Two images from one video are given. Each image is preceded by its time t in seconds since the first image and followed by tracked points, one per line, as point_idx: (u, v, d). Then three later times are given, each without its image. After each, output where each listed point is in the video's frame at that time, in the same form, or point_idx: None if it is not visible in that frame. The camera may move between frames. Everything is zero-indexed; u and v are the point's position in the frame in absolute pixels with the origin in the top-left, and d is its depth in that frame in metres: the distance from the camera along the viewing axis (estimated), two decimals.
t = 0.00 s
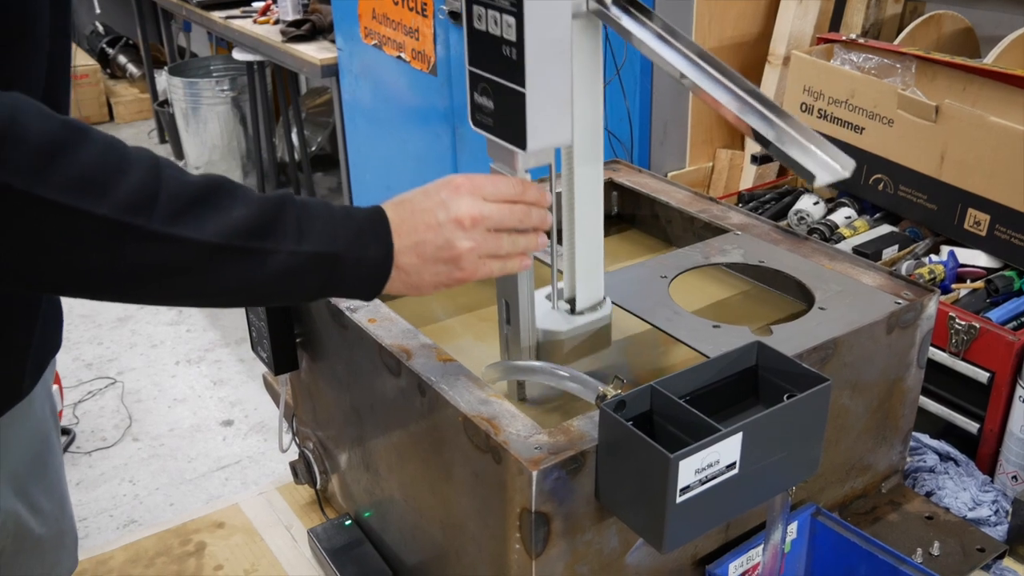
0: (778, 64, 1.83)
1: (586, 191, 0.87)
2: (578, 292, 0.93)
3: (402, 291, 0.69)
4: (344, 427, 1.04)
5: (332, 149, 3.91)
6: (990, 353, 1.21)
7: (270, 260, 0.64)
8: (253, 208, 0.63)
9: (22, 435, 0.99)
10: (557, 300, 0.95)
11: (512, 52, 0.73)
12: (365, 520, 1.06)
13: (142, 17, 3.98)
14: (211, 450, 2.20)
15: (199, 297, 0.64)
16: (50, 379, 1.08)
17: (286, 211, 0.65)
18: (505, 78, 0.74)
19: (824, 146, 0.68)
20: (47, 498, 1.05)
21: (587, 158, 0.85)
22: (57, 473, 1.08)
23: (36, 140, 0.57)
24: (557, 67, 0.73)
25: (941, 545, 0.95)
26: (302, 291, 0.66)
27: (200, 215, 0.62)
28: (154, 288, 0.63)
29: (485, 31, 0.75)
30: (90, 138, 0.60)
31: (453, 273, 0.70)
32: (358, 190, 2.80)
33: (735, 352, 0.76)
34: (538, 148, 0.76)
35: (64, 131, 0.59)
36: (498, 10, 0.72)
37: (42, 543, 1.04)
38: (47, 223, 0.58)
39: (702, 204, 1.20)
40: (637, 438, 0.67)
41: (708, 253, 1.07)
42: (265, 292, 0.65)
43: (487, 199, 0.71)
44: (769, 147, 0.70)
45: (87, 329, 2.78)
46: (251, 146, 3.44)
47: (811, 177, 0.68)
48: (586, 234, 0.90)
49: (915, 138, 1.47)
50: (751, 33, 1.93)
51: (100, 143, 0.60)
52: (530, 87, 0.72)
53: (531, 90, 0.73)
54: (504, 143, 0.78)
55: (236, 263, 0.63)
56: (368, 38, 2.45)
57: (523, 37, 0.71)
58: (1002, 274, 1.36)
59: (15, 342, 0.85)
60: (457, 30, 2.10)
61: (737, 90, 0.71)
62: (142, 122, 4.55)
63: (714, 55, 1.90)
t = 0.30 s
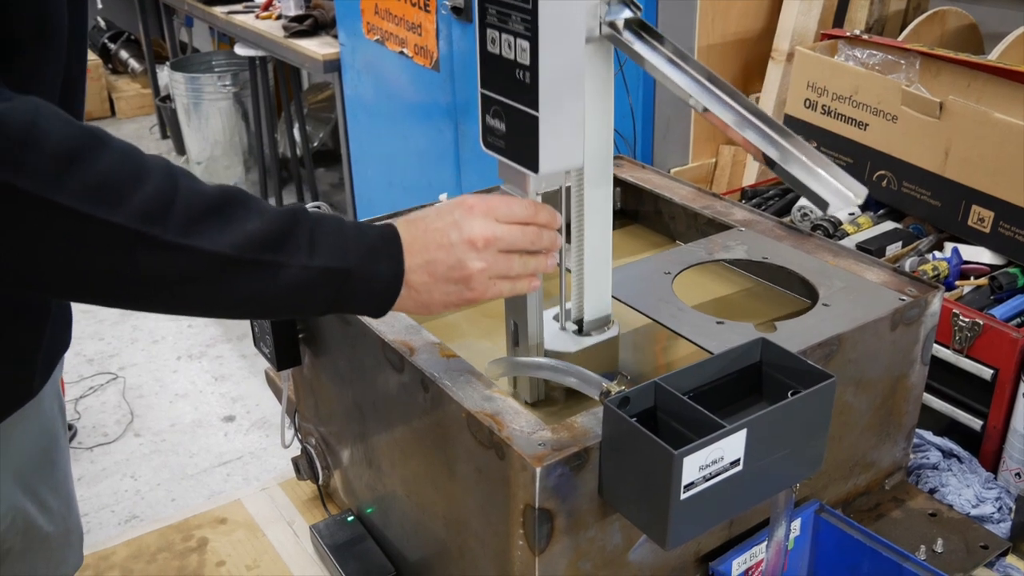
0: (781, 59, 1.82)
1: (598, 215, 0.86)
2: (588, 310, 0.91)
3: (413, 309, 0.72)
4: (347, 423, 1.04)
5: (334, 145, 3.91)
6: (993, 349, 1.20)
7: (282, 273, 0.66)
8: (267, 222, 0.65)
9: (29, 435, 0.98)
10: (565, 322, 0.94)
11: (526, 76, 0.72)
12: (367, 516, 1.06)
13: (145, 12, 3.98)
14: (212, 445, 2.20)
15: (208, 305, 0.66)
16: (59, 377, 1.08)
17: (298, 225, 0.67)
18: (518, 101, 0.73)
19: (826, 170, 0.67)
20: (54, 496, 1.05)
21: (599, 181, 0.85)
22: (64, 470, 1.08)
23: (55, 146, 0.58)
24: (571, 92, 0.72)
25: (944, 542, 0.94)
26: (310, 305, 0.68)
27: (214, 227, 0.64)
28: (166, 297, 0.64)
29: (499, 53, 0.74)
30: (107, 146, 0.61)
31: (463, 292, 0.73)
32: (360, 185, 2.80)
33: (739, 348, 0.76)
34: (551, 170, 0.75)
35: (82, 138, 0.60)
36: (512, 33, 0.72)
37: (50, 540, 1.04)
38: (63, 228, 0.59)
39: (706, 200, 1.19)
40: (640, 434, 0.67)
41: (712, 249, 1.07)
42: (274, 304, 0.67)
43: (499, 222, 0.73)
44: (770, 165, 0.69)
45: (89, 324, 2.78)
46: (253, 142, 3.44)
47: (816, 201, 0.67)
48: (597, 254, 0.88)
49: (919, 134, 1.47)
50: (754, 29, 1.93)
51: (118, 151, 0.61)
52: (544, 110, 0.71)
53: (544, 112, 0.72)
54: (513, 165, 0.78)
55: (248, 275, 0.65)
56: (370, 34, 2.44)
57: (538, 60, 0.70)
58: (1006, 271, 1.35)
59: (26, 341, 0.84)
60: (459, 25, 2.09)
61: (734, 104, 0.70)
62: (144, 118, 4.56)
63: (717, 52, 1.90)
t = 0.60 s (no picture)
0: (781, 56, 1.81)
1: (598, 234, 0.83)
2: (588, 309, 0.86)
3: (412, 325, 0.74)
4: (345, 421, 1.03)
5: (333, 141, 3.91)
6: (994, 347, 1.20)
7: (287, 286, 0.68)
8: (273, 235, 0.67)
9: (29, 435, 0.98)
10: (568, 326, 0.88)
11: (530, 99, 0.71)
12: (365, 515, 1.06)
13: (144, 6, 3.97)
14: (211, 442, 2.20)
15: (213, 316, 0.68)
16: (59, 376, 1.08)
17: (305, 239, 0.69)
18: (521, 123, 0.73)
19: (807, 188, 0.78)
20: (55, 496, 1.05)
21: (599, 202, 0.82)
22: (63, 469, 1.07)
23: (65, 154, 0.60)
24: (577, 117, 0.71)
25: (943, 541, 0.94)
26: (312, 319, 0.70)
27: (221, 239, 0.66)
28: (171, 306, 0.66)
29: (503, 74, 0.73)
30: (117, 155, 0.63)
31: (465, 310, 0.74)
32: (359, 181, 2.80)
33: (738, 346, 0.76)
34: (555, 191, 0.74)
35: (92, 146, 0.62)
36: (516, 56, 0.71)
37: (50, 540, 1.04)
38: (73, 235, 0.61)
39: (706, 198, 1.19)
40: (641, 433, 0.66)
41: (712, 246, 1.07)
42: (278, 317, 0.69)
43: (503, 241, 0.74)
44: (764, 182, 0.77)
45: (87, 321, 2.78)
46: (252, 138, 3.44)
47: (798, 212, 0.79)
48: (597, 256, 0.84)
49: (920, 132, 1.46)
50: (754, 26, 1.92)
51: (127, 160, 0.63)
52: (548, 134, 0.71)
53: (548, 136, 0.71)
54: (517, 185, 0.76)
55: (256, 288, 0.67)
56: (369, 29, 2.43)
57: (542, 84, 0.69)
58: (1006, 268, 1.35)
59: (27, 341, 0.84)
60: (459, 21, 2.09)
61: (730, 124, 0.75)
62: (143, 113, 4.57)
63: (717, 48, 1.89)
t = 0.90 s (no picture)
0: (780, 59, 1.81)
1: (598, 260, 0.82)
2: (588, 315, 0.84)
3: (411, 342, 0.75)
4: (342, 427, 1.03)
5: (331, 142, 3.90)
6: (993, 353, 1.20)
7: (288, 302, 0.69)
8: (276, 251, 0.69)
9: (27, 443, 0.98)
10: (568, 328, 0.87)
11: (531, 128, 0.70)
12: (362, 521, 1.05)
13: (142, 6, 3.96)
14: (208, 444, 2.19)
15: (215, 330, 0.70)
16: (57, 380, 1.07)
17: (306, 255, 0.70)
18: (522, 151, 0.72)
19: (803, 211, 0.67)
20: (52, 503, 1.04)
21: (600, 229, 0.81)
22: (60, 477, 1.07)
23: (72, 168, 0.62)
24: (577, 146, 0.71)
25: (943, 549, 0.94)
26: (312, 335, 0.71)
27: (223, 255, 0.68)
28: (171, 319, 0.68)
29: (504, 103, 0.73)
30: (123, 168, 0.65)
31: (463, 331, 0.76)
32: (357, 182, 2.79)
33: (737, 355, 0.75)
34: (556, 220, 0.74)
35: (100, 159, 0.64)
36: (517, 86, 0.71)
37: (47, 547, 1.03)
38: (79, 248, 0.63)
39: (704, 203, 1.18)
40: (639, 443, 0.66)
41: (711, 252, 1.07)
42: (278, 333, 0.70)
43: (504, 265, 0.75)
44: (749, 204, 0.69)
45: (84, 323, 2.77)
46: (250, 139, 3.43)
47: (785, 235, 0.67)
48: (598, 264, 0.82)
49: (919, 136, 1.46)
50: (753, 29, 1.92)
51: (133, 173, 0.65)
52: (549, 163, 0.70)
53: (549, 165, 0.71)
54: (517, 212, 0.76)
55: (259, 304, 0.69)
56: (367, 31, 2.43)
57: (543, 114, 0.69)
58: (1005, 274, 1.35)
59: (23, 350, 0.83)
60: (456, 23, 2.08)
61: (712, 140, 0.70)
62: (140, 113, 4.56)
63: (716, 51, 1.89)
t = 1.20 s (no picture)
0: (781, 69, 1.81)
1: (601, 292, 0.82)
2: (590, 325, 0.83)
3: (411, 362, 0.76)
4: (342, 437, 1.03)
5: (331, 148, 3.90)
6: (996, 365, 1.20)
7: (293, 318, 0.70)
8: (283, 267, 0.70)
9: (29, 454, 0.97)
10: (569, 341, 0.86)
11: (536, 160, 0.73)
12: (363, 532, 1.05)
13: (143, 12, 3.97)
14: (208, 450, 2.19)
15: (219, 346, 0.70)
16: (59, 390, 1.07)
17: (312, 273, 0.71)
18: (526, 183, 0.74)
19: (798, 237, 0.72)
20: (53, 514, 1.04)
21: (604, 259, 0.81)
22: (61, 487, 1.06)
23: (84, 181, 0.62)
24: (580, 179, 0.73)
25: (946, 562, 0.93)
26: (315, 351, 0.72)
27: (231, 271, 0.68)
28: (174, 332, 0.67)
29: (508, 136, 0.75)
30: (133, 183, 0.65)
31: (464, 354, 0.77)
32: (358, 189, 2.79)
33: (740, 367, 0.75)
34: (559, 251, 0.76)
35: (110, 173, 0.64)
36: (521, 119, 0.73)
37: (47, 557, 1.03)
38: (89, 261, 0.63)
39: (706, 213, 1.17)
40: (641, 456, 0.65)
41: (712, 263, 1.07)
42: (283, 349, 0.70)
43: (508, 290, 0.76)
44: (748, 232, 0.73)
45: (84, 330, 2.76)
46: (250, 145, 3.43)
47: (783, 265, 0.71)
48: (601, 277, 0.82)
49: (921, 147, 1.46)
50: (754, 38, 1.92)
51: (143, 188, 0.66)
52: (553, 196, 0.73)
53: (552, 197, 0.73)
54: (520, 243, 0.78)
55: (264, 319, 0.69)
56: (368, 38, 2.43)
57: (547, 147, 0.71)
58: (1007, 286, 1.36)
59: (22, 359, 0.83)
60: (457, 31, 2.09)
61: (711, 169, 0.74)
62: (141, 119, 4.57)
63: (716, 60, 1.89)
